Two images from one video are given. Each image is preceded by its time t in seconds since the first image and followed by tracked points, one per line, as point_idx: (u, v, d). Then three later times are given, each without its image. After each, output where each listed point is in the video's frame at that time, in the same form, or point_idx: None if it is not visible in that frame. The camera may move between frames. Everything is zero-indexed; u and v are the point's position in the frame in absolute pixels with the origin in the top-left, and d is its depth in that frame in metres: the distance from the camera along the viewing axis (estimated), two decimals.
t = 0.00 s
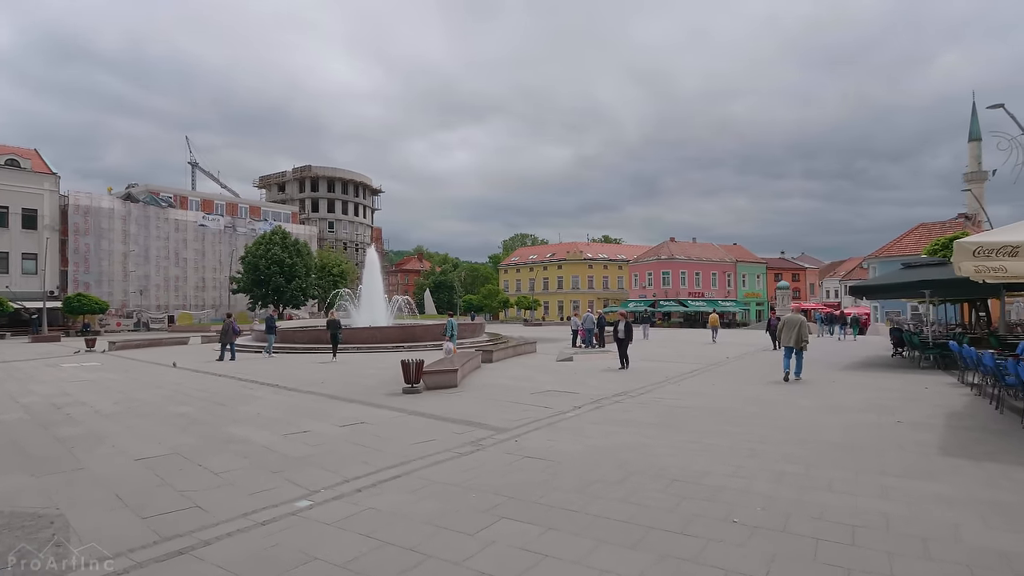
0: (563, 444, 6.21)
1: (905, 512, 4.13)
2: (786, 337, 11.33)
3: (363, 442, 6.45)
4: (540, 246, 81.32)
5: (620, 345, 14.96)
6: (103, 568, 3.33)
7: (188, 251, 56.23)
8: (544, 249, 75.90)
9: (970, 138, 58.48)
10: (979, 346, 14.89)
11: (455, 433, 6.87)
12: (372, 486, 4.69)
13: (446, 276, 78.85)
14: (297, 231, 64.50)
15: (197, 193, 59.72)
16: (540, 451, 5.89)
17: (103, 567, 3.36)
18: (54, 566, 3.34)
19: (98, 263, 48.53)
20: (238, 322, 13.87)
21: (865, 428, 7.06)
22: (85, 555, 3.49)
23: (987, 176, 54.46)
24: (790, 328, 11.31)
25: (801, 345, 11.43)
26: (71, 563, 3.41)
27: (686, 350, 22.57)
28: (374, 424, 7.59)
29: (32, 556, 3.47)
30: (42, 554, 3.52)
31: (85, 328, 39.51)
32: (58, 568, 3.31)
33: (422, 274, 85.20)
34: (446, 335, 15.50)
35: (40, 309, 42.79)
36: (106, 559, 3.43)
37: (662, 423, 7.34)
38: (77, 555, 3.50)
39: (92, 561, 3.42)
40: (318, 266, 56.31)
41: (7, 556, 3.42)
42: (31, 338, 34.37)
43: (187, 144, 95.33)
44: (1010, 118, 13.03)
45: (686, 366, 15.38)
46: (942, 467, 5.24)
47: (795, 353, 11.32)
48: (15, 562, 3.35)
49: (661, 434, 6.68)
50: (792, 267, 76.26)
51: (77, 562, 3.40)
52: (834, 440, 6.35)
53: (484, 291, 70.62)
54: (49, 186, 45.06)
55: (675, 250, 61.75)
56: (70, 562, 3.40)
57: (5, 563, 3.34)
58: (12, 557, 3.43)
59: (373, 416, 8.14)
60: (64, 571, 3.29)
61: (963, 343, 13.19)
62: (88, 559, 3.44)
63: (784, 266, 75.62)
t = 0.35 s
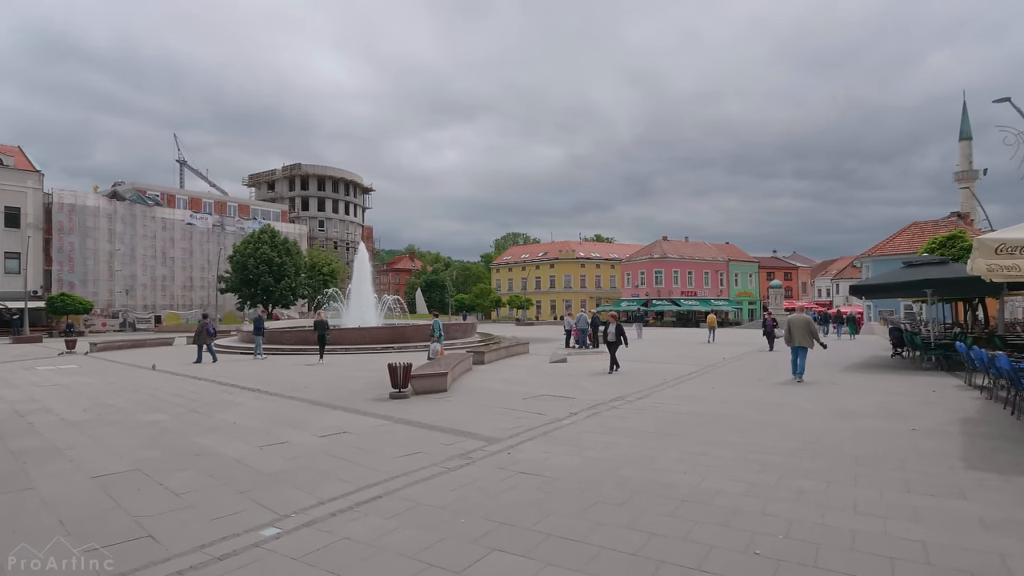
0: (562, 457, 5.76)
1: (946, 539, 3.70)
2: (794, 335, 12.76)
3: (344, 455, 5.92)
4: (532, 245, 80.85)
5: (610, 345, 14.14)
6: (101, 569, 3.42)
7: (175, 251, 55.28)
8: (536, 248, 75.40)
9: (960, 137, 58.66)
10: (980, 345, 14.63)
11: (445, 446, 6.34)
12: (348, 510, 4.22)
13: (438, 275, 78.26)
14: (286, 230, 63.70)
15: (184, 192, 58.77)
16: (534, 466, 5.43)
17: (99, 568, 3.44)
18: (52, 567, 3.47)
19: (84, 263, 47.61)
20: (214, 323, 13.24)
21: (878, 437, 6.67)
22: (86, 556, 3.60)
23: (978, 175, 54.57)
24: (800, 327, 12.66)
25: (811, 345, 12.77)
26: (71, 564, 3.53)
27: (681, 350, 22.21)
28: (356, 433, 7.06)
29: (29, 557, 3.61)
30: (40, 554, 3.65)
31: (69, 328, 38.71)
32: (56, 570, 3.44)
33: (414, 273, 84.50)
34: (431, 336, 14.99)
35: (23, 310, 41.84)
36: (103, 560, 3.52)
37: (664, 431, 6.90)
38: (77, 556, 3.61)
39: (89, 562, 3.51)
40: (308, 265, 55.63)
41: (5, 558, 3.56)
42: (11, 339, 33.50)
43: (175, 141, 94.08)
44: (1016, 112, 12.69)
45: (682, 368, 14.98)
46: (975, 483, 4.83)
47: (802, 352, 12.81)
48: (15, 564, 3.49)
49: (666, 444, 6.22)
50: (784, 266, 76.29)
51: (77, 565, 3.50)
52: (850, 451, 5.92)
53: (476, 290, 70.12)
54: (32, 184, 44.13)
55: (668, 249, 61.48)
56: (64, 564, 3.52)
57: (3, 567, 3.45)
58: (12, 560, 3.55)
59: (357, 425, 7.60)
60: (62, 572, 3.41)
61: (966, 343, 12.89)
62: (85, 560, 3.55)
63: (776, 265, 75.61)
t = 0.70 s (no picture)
0: (560, 468, 5.32)
1: (997, 568, 3.28)
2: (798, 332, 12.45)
3: (322, 467, 5.44)
4: (529, 245, 80.34)
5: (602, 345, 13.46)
6: (102, 569, 3.39)
7: (168, 250, 54.63)
8: (533, 247, 74.85)
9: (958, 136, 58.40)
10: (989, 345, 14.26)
11: (434, 456, 5.85)
12: (322, 534, 3.81)
13: (434, 275, 77.72)
14: (281, 229, 63.03)
15: (177, 191, 58.09)
16: (530, 479, 4.97)
17: (99, 568, 3.41)
18: (50, 567, 3.42)
19: (74, 263, 46.98)
20: (194, 323, 12.80)
21: (897, 444, 6.25)
22: (87, 555, 3.56)
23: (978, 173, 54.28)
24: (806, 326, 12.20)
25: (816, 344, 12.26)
26: (70, 564, 3.49)
27: (680, 350, 21.77)
28: (339, 441, 6.56)
29: (29, 557, 3.56)
30: (40, 554, 3.61)
31: (59, 329, 38.10)
32: (53, 570, 3.38)
33: (410, 273, 83.90)
34: (419, 336, 14.51)
35: (12, 310, 41.21)
36: (103, 560, 3.49)
37: (669, 437, 6.47)
38: (77, 556, 3.57)
39: (88, 562, 3.48)
40: (302, 265, 55.06)
41: (6, 557, 3.53)
42: None
43: (169, 139, 93.21)
44: None
45: (683, 369, 14.58)
46: (1015, 499, 4.39)
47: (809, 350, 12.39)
48: (16, 565, 3.44)
49: (672, 454, 5.77)
50: (782, 265, 76.00)
51: (74, 565, 3.45)
52: (871, 461, 5.49)
53: (473, 289, 69.64)
54: (22, 182, 43.47)
55: (665, 248, 61.08)
56: (65, 564, 3.47)
57: (3, 567, 3.40)
58: (12, 560, 3.50)
59: (341, 432, 7.11)
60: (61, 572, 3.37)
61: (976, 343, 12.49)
62: (84, 559, 3.51)
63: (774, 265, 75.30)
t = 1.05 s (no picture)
0: (561, 482, 4.86)
1: None
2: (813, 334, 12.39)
3: (299, 480, 4.97)
4: (527, 245, 79.81)
5: (597, 346, 12.87)
6: (102, 569, 3.36)
7: (162, 250, 53.95)
8: (531, 248, 74.37)
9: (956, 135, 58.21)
10: (1000, 345, 13.85)
11: (422, 468, 5.35)
12: (291, 564, 3.35)
13: (432, 275, 77.20)
14: (276, 229, 62.44)
15: (171, 190, 57.47)
16: (528, 495, 4.51)
17: (100, 568, 3.39)
18: (51, 566, 3.42)
19: (66, 264, 46.34)
20: (178, 324, 12.35)
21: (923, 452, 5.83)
22: (87, 555, 3.55)
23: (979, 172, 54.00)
24: (813, 327, 12.21)
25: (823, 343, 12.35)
26: (72, 564, 3.47)
27: (682, 351, 21.32)
28: (321, 451, 6.05)
29: (29, 557, 3.55)
30: (40, 554, 3.59)
31: (49, 330, 37.45)
32: (55, 570, 3.38)
33: (407, 273, 83.30)
34: (405, 338, 14.06)
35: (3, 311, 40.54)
36: (104, 560, 3.46)
37: (678, 445, 6.01)
38: (77, 555, 3.56)
39: (88, 562, 3.45)
40: (298, 265, 54.56)
41: (5, 557, 3.52)
42: None
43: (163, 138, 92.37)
44: None
45: (686, 370, 14.13)
46: None
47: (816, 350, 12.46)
48: (15, 565, 3.43)
49: (683, 465, 5.31)
50: (780, 265, 75.70)
51: (76, 564, 3.44)
52: (900, 473, 5.04)
53: (470, 289, 69.14)
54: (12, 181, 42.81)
55: (664, 248, 60.70)
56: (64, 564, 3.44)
57: (4, 567, 3.39)
58: (12, 560, 3.49)
59: (325, 441, 6.60)
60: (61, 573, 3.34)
61: (989, 344, 12.07)
62: (85, 560, 3.48)
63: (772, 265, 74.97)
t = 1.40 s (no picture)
0: (564, 504, 4.39)
1: None
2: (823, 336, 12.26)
3: (273, 502, 4.52)
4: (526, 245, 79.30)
5: (590, 353, 12.21)
6: (102, 569, 3.42)
7: (158, 250, 53.41)
8: (531, 247, 73.89)
9: (958, 134, 57.73)
10: (1015, 347, 13.39)
11: (412, 486, 4.88)
12: None
13: (431, 274, 76.71)
14: (274, 228, 61.94)
15: (167, 188, 56.93)
16: (525, 521, 4.07)
17: (100, 568, 3.45)
18: (51, 567, 3.46)
19: (61, 263, 45.88)
20: (164, 326, 11.91)
21: (957, 468, 5.38)
22: (87, 555, 3.60)
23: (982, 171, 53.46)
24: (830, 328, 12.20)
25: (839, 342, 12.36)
26: (73, 563, 3.52)
27: (684, 353, 20.85)
28: (302, 465, 5.57)
29: (30, 557, 3.60)
30: (40, 555, 3.64)
31: (43, 330, 36.98)
32: (55, 570, 3.43)
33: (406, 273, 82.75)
34: (392, 339, 13.61)
35: None
36: (104, 560, 3.52)
37: (691, 460, 5.52)
38: (78, 555, 3.61)
39: (89, 562, 3.51)
40: (296, 264, 54.08)
41: (6, 557, 3.57)
42: None
43: (159, 136, 91.68)
44: None
45: (690, 373, 13.68)
46: None
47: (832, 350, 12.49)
48: (16, 564, 3.47)
49: (698, 483, 4.83)
50: (781, 265, 75.25)
51: (77, 565, 3.49)
52: (938, 494, 4.58)
53: (469, 289, 68.65)
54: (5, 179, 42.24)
55: (664, 248, 60.27)
56: (65, 563, 3.50)
57: (5, 567, 3.43)
58: (13, 560, 3.54)
59: (306, 454, 6.10)
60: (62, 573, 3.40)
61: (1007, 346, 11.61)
62: (84, 560, 3.54)
63: (773, 264, 74.52)
